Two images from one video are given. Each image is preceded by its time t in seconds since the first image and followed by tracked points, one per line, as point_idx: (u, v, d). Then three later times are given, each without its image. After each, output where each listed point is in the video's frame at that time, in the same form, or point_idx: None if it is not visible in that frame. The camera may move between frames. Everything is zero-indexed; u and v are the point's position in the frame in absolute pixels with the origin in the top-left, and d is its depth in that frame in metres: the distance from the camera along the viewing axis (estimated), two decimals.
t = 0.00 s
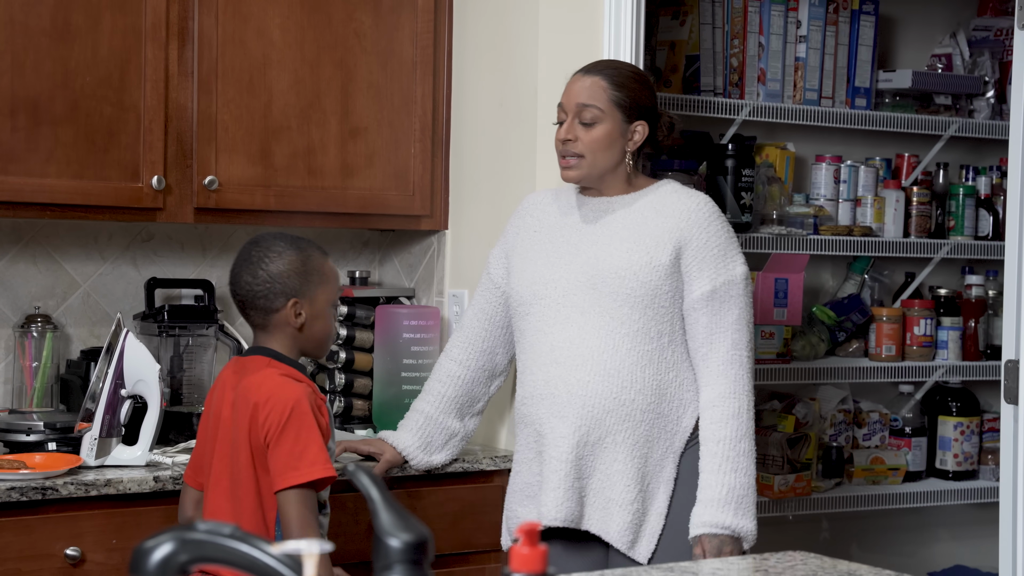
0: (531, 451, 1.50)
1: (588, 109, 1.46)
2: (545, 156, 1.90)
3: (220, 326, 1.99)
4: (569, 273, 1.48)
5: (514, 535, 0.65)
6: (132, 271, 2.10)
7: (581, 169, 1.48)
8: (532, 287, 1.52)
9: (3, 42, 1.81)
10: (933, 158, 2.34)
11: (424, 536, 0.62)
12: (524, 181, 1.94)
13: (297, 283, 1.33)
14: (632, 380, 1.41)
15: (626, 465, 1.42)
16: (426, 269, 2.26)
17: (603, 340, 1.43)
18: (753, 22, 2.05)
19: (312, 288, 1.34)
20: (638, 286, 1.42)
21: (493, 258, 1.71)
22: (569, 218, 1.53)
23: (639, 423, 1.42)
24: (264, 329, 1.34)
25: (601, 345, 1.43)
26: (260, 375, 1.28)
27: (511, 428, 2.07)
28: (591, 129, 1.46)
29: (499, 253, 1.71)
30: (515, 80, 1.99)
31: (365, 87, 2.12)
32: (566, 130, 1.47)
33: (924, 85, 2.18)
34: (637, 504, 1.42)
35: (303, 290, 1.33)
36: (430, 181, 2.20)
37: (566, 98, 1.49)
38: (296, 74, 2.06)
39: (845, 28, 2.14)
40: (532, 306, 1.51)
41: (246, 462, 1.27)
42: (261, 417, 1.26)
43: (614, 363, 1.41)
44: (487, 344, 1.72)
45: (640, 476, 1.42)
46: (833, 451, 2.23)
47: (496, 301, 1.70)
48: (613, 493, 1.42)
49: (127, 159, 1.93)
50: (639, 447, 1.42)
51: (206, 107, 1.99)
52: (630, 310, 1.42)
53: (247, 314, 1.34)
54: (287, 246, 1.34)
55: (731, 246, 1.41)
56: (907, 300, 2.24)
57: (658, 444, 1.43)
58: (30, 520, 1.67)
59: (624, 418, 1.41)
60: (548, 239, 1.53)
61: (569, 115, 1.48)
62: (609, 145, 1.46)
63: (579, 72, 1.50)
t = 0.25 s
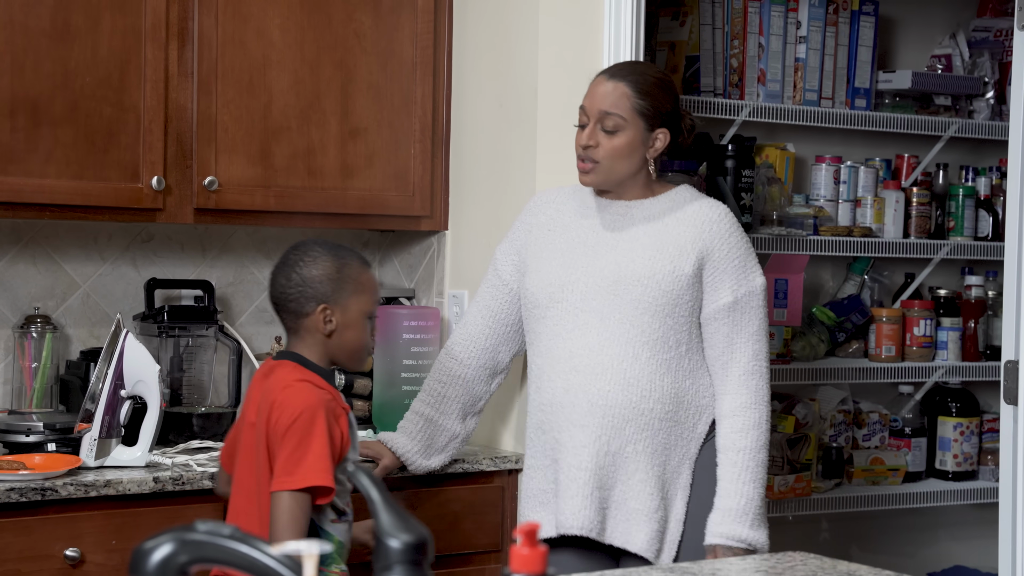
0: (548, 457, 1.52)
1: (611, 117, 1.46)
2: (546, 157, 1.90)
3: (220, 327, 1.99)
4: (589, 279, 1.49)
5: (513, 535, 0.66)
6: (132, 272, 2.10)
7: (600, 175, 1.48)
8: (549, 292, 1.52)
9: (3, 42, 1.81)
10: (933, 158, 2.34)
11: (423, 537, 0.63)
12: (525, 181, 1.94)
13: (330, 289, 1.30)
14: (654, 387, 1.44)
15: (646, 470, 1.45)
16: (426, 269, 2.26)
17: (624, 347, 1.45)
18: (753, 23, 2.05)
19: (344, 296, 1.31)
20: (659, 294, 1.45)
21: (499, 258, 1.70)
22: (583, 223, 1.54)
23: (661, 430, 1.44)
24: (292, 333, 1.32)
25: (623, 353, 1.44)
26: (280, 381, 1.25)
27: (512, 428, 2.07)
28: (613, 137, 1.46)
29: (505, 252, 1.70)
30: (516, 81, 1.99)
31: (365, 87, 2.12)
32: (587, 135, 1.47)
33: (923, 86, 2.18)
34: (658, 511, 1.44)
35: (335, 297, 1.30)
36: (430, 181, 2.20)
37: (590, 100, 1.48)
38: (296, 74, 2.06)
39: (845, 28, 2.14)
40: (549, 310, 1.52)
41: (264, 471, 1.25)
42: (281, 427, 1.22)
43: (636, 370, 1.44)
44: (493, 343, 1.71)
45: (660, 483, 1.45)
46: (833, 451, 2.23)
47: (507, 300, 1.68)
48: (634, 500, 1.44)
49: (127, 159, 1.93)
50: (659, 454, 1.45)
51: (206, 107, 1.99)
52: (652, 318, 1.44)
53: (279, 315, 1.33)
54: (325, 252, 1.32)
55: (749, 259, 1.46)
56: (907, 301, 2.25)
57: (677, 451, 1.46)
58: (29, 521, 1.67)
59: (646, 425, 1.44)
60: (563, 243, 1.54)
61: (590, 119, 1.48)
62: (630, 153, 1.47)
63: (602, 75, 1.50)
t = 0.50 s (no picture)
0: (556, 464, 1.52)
1: (620, 122, 1.48)
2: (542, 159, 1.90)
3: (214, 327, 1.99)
4: (596, 286, 1.50)
5: (508, 534, 0.65)
6: (125, 272, 2.10)
7: (611, 181, 1.49)
8: (552, 299, 1.53)
9: None
10: (927, 159, 2.34)
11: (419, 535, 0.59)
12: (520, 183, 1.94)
13: (401, 306, 1.22)
14: (665, 395, 1.47)
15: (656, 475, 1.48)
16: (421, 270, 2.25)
17: (635, 355, 1.47)
18: (748, 23, 2.04)
19: (416, 315, 1.22)
20: (668, 302, 1.48)
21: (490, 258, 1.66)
22: (585, 228, 1.54)
23: (671, 437, 1.48)
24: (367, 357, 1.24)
25: (634, 361, 1.47)
26: (353, 400, 1.17)
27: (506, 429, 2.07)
28: (624, 142, 1.48)
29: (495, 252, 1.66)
30: (512, 82, 1.99)
31: (360, 87, 2.11)
32: (599, 140, 1.48)
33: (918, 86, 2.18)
34: (668, 516, 1.49)
35: (405, 313, 1.22)
36: (425, 182, 2.19)
37: (596, 106, 1.49)
38: (292, 74, 2.05)
39: (840, 29, 2.14)
40: (553, 317, 1.52)
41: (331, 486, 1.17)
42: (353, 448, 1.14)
43: (648, 378, 1.47)
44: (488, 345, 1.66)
45: (669, 488, 1.49)
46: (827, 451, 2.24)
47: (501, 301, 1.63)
48: (645, 506, 1.48)
49: (121, 159, 1.92)
50: (669, 460, 1.49)
51: (200, 107, 1.98)
52: (662, 327, 1.48)
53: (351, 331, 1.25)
54: (398, 268, 1.24)
55: (750, 269, 1.51)
56: (900, 302, 2.26)
57: (684, 457, 1.50)
58: (23, 522, 1.67)
59: (657, 432, 1.47)
60: (563, 249, 1.54)
61: (599, 124, 1.48)
62: (639, 158, 1.48)
63: (604, 80, 1.51)
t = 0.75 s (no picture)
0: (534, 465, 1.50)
1: (608, 120, 1.46)
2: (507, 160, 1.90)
3: (181, 327, 1.99)
4: (577, 284, 1.48)
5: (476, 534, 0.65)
6: (92, 271, 2.09)
7: (602, 180, 1.47)
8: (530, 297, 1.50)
9: None
10: (892, 159, 2.37)
11: (386, 536, 0.61)
12: (486, 183, 1.94)
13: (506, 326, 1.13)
14: (647, 395, 1.46)
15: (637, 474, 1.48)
16: (389, 269, 2.25)
17: (618, 355, 1.45)
18: (715, 23, 2.05)
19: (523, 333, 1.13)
20: (651, 301, 1.47)
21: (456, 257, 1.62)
22: (564, 223, 1.51)
23: (651, 436, 1.47)
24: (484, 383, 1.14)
25: (617, 361, 1.45)
26: (468, 418, 1.08)
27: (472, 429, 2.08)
28: (612, 139, 1.46)
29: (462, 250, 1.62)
30: (479, 82, 1.99)
31: (328, 86, 2.11)
32: (590, 137, 1.45)
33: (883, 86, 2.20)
34: (649, 516, 1.48)
35: (513, 334, 1.13)
36: (393, 181, 2.19)
37: (582, 105, 1.47)
38: (259, 74, 2.05)
39: (807, 30, 2.15)
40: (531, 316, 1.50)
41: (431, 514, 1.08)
42: (464, 467, 1.06)
43: (630, 378, 1.45)
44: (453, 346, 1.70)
45: (650, 488, 1.48)
46: (793, 449, 2.26)
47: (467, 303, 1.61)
48: (626, 507, 1.47)
49: (87, 158, 1.92)
50: (650, 459, 1.48)
51: (168, 106, 1.98)
52: (644, 326, 1.46)
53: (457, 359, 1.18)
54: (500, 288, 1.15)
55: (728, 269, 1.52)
56: (864, 300, 2.26)
57: (664, 456, 1.50)
58: None
59: (638, 432, 1.47)
60: (540, 246, 1.51)
61: (587, 122, 1.46)
62: (626, 156, 1.47)
63: (581, 78, 1.50)
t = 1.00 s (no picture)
0: (532, 453, 1.69)
1: (597, 126, 1.67)
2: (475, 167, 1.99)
3: (163, 326, 2.07)
4: (569, 288, 1.69)
5: (446, 524, 0.73)
6: (76, 272, 2.16)
7: (595, 180, 1.67)
8: (524, 298, 1.70)
9: None
10: (846, 165, 2.47)
11: (358, 526, 0.66)
12: (455, 188, 2.03)
13: (665, 344, 1.25)
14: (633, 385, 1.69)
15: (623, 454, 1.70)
16: (364, 270, 2.33)
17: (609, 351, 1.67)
18: (676, 35, 2.15)
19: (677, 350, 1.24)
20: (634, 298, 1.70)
21: (443, 263, 1.81)
22: (553, 233, 1.72)
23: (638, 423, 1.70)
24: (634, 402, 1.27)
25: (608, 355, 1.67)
26: (633, 428, 1.19)
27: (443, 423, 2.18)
28: (602, 143, 1.67)
29: (447, 257, 1.81)
30: (448, 90, 2.07)
31: (304, 94, 2.19)
32: (585, 142, 1.65)
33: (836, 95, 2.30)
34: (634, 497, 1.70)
35: (669, 353, 1.24)
36: (367, 185, 2.27)
37: (574, 113, 1.66)
38: (238, 81, 2.13)
39: (764, 41, 2.24)
40: (529, 315, 1.70)
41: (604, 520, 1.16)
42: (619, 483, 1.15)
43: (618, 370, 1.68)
44: (432, 346, 1.86)
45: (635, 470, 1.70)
46: (749, 441, 2.37)
47: (453, 304, 1.82)
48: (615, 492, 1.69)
49: (72, 163, 1.99)
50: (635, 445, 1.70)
51: (149, 113, 2.05)
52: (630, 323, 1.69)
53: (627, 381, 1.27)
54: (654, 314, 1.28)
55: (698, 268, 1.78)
56: (817, 299, 2.37)
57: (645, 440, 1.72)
58: None
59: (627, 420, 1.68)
60: (532, 252, 1.72)
61: (580, 129, 1.66)
62: (610, 158, 1.69)
63: (560, 88, 1.70)
